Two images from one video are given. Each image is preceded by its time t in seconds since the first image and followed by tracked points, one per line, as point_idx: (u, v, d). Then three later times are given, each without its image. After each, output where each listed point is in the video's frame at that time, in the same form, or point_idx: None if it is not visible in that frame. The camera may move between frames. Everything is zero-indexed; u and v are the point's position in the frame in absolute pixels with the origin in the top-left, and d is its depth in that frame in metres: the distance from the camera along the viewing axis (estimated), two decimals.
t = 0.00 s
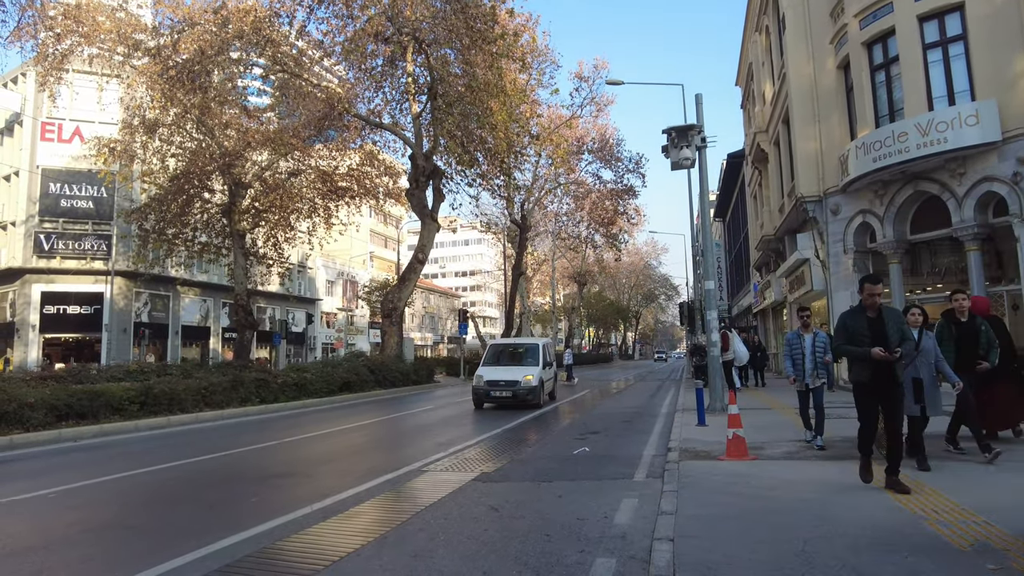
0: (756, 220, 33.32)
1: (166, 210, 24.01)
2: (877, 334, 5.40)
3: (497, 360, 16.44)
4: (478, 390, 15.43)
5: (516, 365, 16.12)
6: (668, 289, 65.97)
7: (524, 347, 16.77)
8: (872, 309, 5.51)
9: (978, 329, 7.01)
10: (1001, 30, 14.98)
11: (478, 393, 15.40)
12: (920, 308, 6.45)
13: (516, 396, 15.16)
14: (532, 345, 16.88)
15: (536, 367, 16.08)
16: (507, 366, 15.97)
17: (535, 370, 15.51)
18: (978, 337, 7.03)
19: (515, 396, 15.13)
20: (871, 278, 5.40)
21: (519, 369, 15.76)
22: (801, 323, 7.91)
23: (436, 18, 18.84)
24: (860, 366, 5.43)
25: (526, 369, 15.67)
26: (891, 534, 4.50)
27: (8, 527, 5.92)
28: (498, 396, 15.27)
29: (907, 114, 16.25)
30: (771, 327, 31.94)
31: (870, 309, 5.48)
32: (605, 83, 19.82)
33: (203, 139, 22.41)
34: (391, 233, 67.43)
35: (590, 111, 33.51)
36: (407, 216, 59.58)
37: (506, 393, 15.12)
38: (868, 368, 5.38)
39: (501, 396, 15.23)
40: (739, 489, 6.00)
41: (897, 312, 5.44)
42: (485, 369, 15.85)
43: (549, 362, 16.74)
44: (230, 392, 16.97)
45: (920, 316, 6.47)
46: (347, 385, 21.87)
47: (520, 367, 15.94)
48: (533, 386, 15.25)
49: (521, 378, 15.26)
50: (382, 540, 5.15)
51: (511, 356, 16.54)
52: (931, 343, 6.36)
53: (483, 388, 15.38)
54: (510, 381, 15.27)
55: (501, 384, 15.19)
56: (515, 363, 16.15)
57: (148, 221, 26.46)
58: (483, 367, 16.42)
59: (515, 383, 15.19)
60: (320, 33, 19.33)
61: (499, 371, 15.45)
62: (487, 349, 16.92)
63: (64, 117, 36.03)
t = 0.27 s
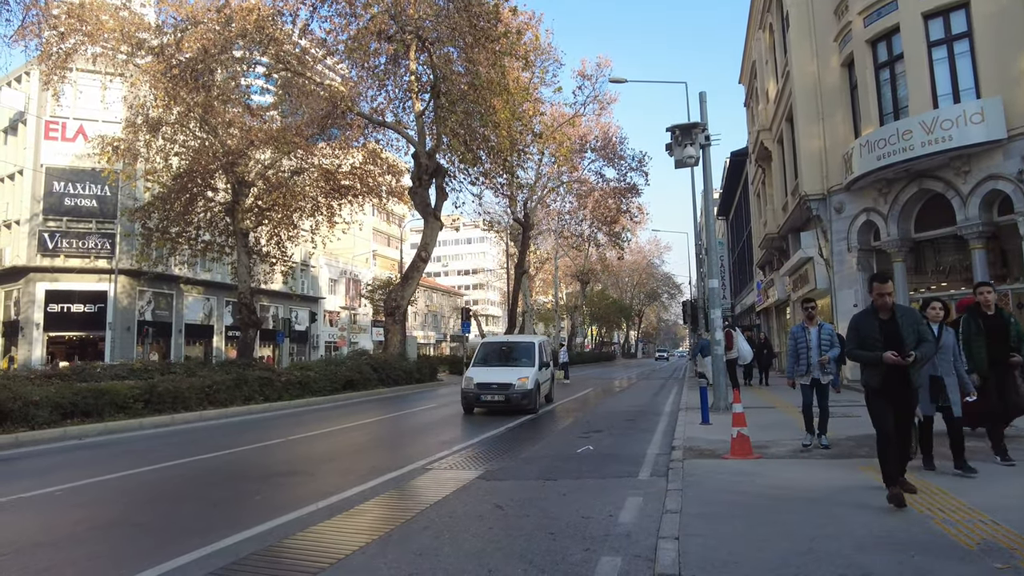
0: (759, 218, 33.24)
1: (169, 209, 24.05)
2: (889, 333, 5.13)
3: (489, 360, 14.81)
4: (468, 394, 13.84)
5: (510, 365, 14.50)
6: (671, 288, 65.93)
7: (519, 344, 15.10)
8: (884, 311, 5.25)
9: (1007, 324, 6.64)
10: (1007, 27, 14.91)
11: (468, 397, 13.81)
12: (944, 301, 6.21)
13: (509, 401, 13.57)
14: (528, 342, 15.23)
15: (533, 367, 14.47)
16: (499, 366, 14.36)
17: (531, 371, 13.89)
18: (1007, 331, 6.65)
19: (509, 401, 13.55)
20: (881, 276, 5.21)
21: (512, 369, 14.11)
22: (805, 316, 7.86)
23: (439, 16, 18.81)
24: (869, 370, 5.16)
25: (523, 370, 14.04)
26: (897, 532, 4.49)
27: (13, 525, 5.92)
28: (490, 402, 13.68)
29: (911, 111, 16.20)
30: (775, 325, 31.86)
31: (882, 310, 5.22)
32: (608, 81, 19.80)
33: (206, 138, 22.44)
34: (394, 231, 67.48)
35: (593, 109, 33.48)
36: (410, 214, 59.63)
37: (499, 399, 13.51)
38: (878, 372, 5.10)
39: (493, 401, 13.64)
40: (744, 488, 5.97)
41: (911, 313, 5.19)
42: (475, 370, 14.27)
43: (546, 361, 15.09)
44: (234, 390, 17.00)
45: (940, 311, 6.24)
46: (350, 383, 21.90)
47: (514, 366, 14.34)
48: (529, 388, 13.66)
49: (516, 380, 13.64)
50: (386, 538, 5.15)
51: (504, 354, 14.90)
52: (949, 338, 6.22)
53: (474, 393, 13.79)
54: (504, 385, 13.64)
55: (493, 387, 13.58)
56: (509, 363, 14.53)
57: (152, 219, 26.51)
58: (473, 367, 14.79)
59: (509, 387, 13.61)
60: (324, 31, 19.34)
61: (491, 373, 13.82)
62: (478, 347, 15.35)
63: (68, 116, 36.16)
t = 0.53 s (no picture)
0: (761, 216, 33.14)
1: (172, 209, 24.08)
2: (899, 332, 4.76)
3: (480, 361, 13.40)
4: (456, 399, 12.41)
5: (503, 367, 13.08)
6: (673, 286, 65.89)
7: (513, 345, 13.66)
8: (893, 306, 4.86)
9: None
10: (1011, 25, 14.86)
11: (456, 403, 12.41)
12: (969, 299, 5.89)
13: (501, 407, 12.14)
14: (522, 342, 13.82)
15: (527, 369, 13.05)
16: (490, 368, 12.94)
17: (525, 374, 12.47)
18: None
19: (500, 407, 12.12)
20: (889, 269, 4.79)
21: (505, 372, 12.69)
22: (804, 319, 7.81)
23: (441, 15, 18.78)
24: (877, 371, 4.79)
25: (516, 372, 12.61)
26: (900, 531, 4.48)
27: (17, 523, 5.95)
28: (479, 408, 12.25)
29: (915, 110, 16.17)
30: (778, 324, 31.82)
31: (892, 306, 4.84)
32: (610, 79, 19.78)
33: (209, 137, 22.46)
34: (397, 230, 67.49)
35: (595, 107, 33.44)
36: (412, 213, 59.65)
37: (491, 404, 12.10)
38: (888, 375, 4.73)
39: (483, 408, 12.21)
40: (747, 486, 5.97)
41: (922, 309, 4.82)
42: (464, 372, 12.85)
43: (542, 362, 13.68)
44: (237, 388, 17.02)
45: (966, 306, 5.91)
46: (352, 381, 21.94)
47: (506, 368, 12.94)
48: (523, 393, 12.26)
49: (509, 384, 12.23)
50: (389, 536, 5.16)
51: (496, 355, 13.47)
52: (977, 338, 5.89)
53: (462, 398, 12.36)
54: (495, 390, 12.22)
55: (484, 392, 12.15)
56: (501, 364, 13.11)
57: (154, 218, 26.54)
58: (462, 369, 13.37)
59: (501, 392, 12.19)
60: (326, 30, 19.34)
61: (481, 376, 12.40)
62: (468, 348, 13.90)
63: (71, 115, 36.19)
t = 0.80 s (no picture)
0: (764, 215, 33.11)
1: (174, 208, 24.10)
2: (914, 330, 4.49)
3: (470, 362, 12.10)
4: (444, 404, 11.10)
5: (495, 368, 11.77)
6: (675, 285, 65.94)
7: (507, 343, 12.34)
8: (910, 303, 4.62)
9: None
10: (1014, 22, 14.81)
11: (444, 408, 11.12)
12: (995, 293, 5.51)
13: (493, 414, 10.82)
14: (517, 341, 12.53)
15: (523, 370, 11.74)
16: (482, 369, 11.65)
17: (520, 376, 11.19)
18: None
19: (493, 413, 10.81)
20: (908, 262, 4.50)
21: (497, 373, 11.41)
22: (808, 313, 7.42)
23: (443, 14, 18.77)
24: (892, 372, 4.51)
25: (510, 374, 11.31)
26: (908, 530, 4.47)
27: (22, 522, 5.96)
28: (469, 414, 10.94)
29: (918, 107, 16.13)
30: (781, 322, 31.73)
31: (907, 303, 4.59)
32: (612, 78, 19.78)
33: (211, 136, 22.47)
34: (399, 229, 67.55)
35: (597, 106, 33.41)
36: (414, 212, 59.67)
37: (482, 410, 10.80)
38: (902, 375, 4.44)
39: (473, 414, 10.90)
40: (751, 485, 5.95)
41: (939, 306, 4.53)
42: (453, 374, 11.54)
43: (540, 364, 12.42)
44: (240, 387, 17.04)
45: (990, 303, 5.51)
46: (355, 380, 21.98)
47: (499, 370, 11.66)
48: (518, 397, 10.97)
49: (502, 387, 10.94)
50: (392, 535, 5.16)
51: (488, 355, 12.17)
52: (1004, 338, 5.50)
53: (451, 404, 11.05)
54: (488, 394, 10.91)
55: (474, 396, 10.84)
56: (494, 366, 11.80)
57: (157, 218, 26.59)
58: (451, 370, 12.05)
59: (494, 397, 10.89)
60: (328, 29, 19.35)
61: (471, 379, 11.11)
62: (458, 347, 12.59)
63: (73, 115, 36.24)
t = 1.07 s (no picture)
0: (767, 215, 33.08)
1: (177, 208, 24.16)
2: (942, 330, 3.97)
3: (462, 363, 10.68)
4: (432, 412, 9.70)
5: (489, 370, 10.37)
6: (677, 284, 65.92)
7: (503, 341, 10.95)
8: (933, 298, 4.07)
9: None
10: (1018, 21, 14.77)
11: (432, 415, 9.69)
12: None
13: (488, 422, 9.45)
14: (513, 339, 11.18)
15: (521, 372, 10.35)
16: (475, 372, 10.28)
17: (519, 380, 9.80)
18: None
19: (488, 422, 9.43)
20: (933, 254, 3.93)
21: (493, 375, 10.04)
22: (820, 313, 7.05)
23: (446, 14, 18.77)
24: (916, 376, 4.00)
25: (507, 377, 9.92)
26: (913, 529, 4.47)
27: (28, 522, 5.98)
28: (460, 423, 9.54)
29: (921, 107, 16.10)
30: (783, 322, 31.72)
31: (932, 298, 4.04)
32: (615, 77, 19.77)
33: (213, 136, 22.49)
34: (401, 229, 67.58)
35: (599, 106, 33.39)
36: (416, 212, 59.72)
37: (475, 418, 9.42)
38: (928, 380, 3.95)
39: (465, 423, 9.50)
40: (756, 485, 5.94)
41: (969, 303, 4.00)
42: (441, 376, 10.16)
43: (539, 365, 11.01)
44: (244, 387, 17.08)
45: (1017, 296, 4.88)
46: (358, 380, 22.01)
47: (494, 371, 10.23)
48: (516, 404, 9.58)
49: (499, 392, 9.56)
50: (398, 534, 5.18)
51: (482, 355, 10.77)
52: None
53: (440, 411, 9.63)
54: (482, 400, 9.51)
55: (466, 402, 9.45)
56: (489, 367, 10.40)
57: (160, 218, 26.63)
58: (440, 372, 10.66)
59: (489, 402, 9.51)
60: (331, 29, 19.36)
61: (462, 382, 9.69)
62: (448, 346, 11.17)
63: (76, 115, 36.25)
